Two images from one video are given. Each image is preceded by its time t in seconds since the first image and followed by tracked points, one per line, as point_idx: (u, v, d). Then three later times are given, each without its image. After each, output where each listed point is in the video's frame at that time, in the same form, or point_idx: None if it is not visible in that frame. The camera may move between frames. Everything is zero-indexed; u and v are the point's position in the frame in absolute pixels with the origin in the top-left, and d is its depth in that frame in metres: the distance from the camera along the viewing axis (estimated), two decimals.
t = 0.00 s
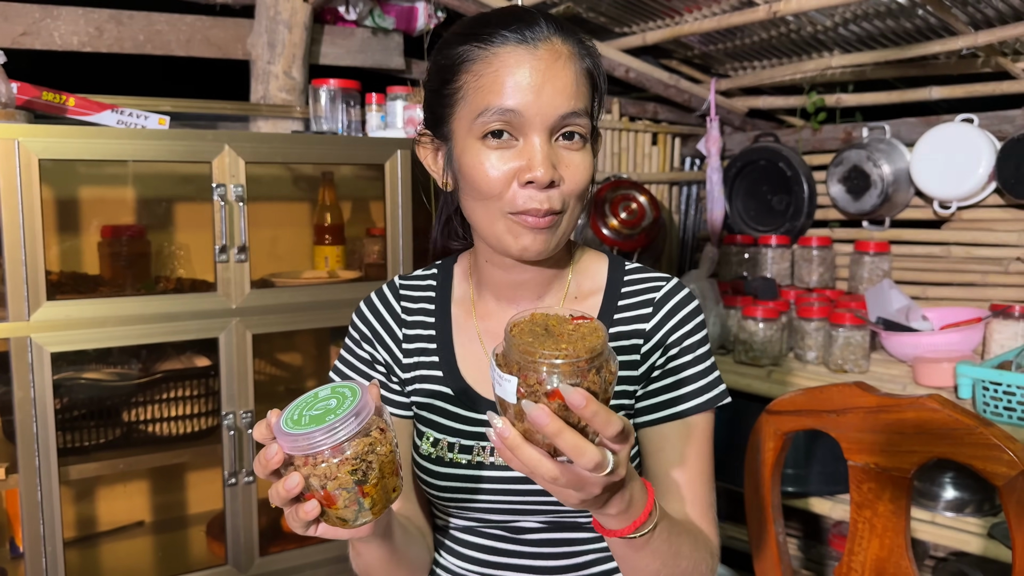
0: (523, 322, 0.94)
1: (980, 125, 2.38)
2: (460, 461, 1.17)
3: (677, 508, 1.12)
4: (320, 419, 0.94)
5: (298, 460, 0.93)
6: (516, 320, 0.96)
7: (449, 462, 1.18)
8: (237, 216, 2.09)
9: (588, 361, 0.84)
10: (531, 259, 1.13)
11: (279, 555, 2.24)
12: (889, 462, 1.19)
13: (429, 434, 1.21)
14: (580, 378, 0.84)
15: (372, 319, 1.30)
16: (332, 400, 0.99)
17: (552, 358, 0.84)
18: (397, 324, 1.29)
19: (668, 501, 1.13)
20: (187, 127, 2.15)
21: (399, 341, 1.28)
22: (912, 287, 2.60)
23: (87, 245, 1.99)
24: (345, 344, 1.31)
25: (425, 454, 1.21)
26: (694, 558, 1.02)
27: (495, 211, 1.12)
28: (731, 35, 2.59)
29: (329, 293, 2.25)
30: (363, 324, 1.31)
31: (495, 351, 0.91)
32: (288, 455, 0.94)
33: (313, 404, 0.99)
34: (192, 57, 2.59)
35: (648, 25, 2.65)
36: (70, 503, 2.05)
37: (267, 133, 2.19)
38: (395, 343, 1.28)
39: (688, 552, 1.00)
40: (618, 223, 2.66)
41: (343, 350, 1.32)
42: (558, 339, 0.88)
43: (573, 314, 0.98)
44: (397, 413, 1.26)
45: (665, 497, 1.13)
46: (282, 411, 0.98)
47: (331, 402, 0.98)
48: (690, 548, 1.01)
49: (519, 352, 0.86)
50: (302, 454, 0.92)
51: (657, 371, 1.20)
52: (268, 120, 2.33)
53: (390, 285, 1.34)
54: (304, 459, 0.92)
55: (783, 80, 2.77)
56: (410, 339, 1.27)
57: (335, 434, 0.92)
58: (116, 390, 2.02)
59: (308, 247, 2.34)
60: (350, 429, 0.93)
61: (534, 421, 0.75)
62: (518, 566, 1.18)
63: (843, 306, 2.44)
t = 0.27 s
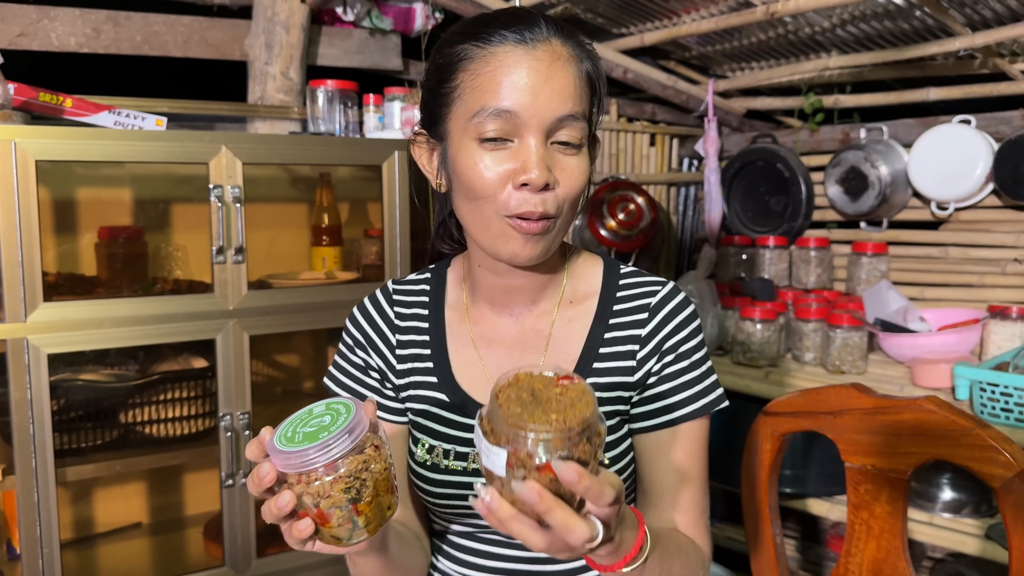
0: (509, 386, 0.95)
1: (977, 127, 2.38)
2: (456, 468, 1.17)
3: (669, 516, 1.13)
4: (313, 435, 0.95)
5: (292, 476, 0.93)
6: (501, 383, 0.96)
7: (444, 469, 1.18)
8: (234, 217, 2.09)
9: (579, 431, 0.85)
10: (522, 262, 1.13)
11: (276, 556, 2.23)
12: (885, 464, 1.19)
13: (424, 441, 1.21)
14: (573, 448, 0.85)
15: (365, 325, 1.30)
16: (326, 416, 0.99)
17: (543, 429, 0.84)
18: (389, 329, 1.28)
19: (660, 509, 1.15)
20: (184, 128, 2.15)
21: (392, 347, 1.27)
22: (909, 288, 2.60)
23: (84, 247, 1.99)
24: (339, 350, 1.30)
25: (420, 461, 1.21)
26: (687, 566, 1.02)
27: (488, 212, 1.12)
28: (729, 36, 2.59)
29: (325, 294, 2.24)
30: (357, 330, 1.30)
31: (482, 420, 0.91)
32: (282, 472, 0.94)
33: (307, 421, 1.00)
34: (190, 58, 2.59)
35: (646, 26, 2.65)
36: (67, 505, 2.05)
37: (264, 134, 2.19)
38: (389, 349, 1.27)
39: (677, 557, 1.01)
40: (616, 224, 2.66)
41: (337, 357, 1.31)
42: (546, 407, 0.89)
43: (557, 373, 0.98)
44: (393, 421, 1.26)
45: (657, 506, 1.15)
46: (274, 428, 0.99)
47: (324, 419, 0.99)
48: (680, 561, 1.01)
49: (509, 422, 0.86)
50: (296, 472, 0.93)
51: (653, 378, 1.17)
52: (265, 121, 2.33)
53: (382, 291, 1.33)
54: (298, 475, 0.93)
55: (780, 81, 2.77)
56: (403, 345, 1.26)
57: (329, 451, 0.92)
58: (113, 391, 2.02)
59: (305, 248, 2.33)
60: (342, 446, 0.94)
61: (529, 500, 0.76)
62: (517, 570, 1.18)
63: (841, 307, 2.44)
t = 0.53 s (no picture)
0: (531, 419, 0.96)
1: (976, 128, 2.38)
2: (458, 474, 1.15)
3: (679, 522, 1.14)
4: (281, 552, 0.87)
5: None
6: (521, 417, 0.97)
7: (447, 475, 1.16)
8: (232, 218, 2.09)
9: (606, 465, 0.88)
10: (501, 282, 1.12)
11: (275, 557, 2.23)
12: (884, 465, 1.19)
13: (424, 446, 1.19)
14: (600, 482, 0.87)
15: (364, 328, 1.29)
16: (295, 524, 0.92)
17: (573, 463, 0.86)
18: (390, 333, 1.27)
19: (664, 515, 1.16)
20: (182, 128, 2.15)
21: (393, 351, 1.26)
22: (908, 289, 2.60)
23: (82, 247, 1.99)
24: (337, 351, 1.29)
25: (421, 466, 1.19)
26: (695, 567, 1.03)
27: (463, 234, 1.12)
28: (727, 37, 2.59)
29: (324, 295, 2.24)
30: (356, 332, 1.29)
31: (505, 454, 0.92)
32: None
33: (273, 527, 0.92)
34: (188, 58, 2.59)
35: (644, 26, 2.65)
36: (66, 506, 2.04)
37: (263, 135, 2.18)
38: (389, 353, 1.26)
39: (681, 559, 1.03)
40: (615, 224, 2.66)
41: (335, 358, 1.30)
42: (572, 441, 0.91)
43: (573, 408, 1.00)
44: (388, 425, 1.25)
45: (662, 512, 1.16)
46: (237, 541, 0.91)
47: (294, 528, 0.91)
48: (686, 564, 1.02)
49: (538, 456, 0.87)
50: None
51: (657, 385, 1.17)
52: (264, 122, 2.34)
53: (382, 293, 1.33)
54: None
55: (779, 82, 2.77)
56: (404, 349, 1.26)
57: (300, 566, 0.86)
58: (111, 392, 2.01)
59: (303, 249, 2.33)
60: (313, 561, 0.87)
61: (564, 536, 0.78)
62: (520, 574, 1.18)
63: (840, 308, 2.45)
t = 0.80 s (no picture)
0: (547, 465, 0.94)
1: (975, 127, 2.39)
2: (460, 490, 1.14)
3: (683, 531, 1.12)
4: None
5: None
6: (538, 460, 0.95)
7: (449, 490, 1.15)
8: (232, 216, 2.09)
9: (626, 521, 0.85)
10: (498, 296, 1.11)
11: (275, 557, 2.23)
12: (884, 464, 1.19)
13: (424, 459, 1.18)
14: (619, 537, 0.84)
15: (354, 333, 1.25)
16: None
17: (592, 519, 0.84)
18: (386, 341, 1.24)
19: (670, 524, 1.14)
20: (182, 127, 2.15)
21: (389, 360, 1.23)
22: (908, 288, 2.60)
23: (82, 247, 1.99)
24: (325, 351, 1.25)
25: (421, 480, 1.18)
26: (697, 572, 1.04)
27: (457, 250, 1.10)
28: (727, 36, 2.59)
29: (323, 294, 2.24)
30: (346, 336, 1.25)
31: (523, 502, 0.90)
32: None
33: None
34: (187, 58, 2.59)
35: (644, 26, 2.65)
36: (65, 506, 2.04)
37: (263, 134, 2.18)
38: (385, 361, 1.23)
39: (684, 567, 1.05)
40: (614, 224, 2.66)
41: (322, 359, 1.24)
42: (592, 492, 0.89)
43: (589, 451, 0.97)
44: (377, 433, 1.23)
45: (667, 521, 1.14)
46: None
47: None
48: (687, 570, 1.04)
49: (557, 510, 0.85)
50: None
51: (661, 396, 1.18)
52: (264, 121, 2.33)
53: (373, 297, 1.29)
54: None
55: (779, 81, 2.77)
56: (401, 358, 1.23)
57: None
58: (110, 392, 2.00)
59: (303, 248, 2.32)
60: None
61: None
62: None
63: (840, 308, 2.44)
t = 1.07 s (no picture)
0: (545, 514, 0.86)
1: (975, 126, 2.38)
2: (454, 513, 1.15)
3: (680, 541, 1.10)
4: None
5: None
6: (536, 509, 0.86)
7: (442, 513, 1.15)
8: (231, 215, 2.09)
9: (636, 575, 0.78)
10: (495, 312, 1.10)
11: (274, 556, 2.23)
12: (884, 462, 1.19)
13: (416, 481, 1.17)
14: None
15: (337, 350, 1.21)
16: None
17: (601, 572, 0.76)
18: (374, 359, 1.21)
19: (668, 535, 1.11)
20: (181, 126, 2.14)
21: (378, 379, 1.21)
22: (908, 287, 2.60)
23: (81, 245, 1.98)
24: (304, 365, 1.20)
25: (413, 502, 1.17)
26: None
27: (451, 265, 1.08)
28: (727, 35, 2.59)
29: (323, 293, 2.24)
30: (327, 352, 1.20)
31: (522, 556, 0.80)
32: None
33: None
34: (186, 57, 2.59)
35: (644, 24, 2.64)
36: (64, 505, 2.04)
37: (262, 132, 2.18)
38: (373, 382, 1.20)
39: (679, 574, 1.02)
40: (614, 223, 2.66)
41: (301, 376, 1.20)
42: (597, 543, 0.81)
43: (586, 494, 0.90)
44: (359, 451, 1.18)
45: (665, 531, 1.12)
46: None
47: None
48: None
49: (563, 561, 0.77)
50: None
51: (660, 408, 1.19)
52: (262, 119, 2.31)
53: (354, 309, 1.25)
54: None
55: (779, 80, 2.77)
56: (390, 377, 1.21)
57: None
58: (110, 390, 2.00)
59: (303, 247, 2.32)
60: None
61: None
62: None
63: (840, 306, 2.44)
